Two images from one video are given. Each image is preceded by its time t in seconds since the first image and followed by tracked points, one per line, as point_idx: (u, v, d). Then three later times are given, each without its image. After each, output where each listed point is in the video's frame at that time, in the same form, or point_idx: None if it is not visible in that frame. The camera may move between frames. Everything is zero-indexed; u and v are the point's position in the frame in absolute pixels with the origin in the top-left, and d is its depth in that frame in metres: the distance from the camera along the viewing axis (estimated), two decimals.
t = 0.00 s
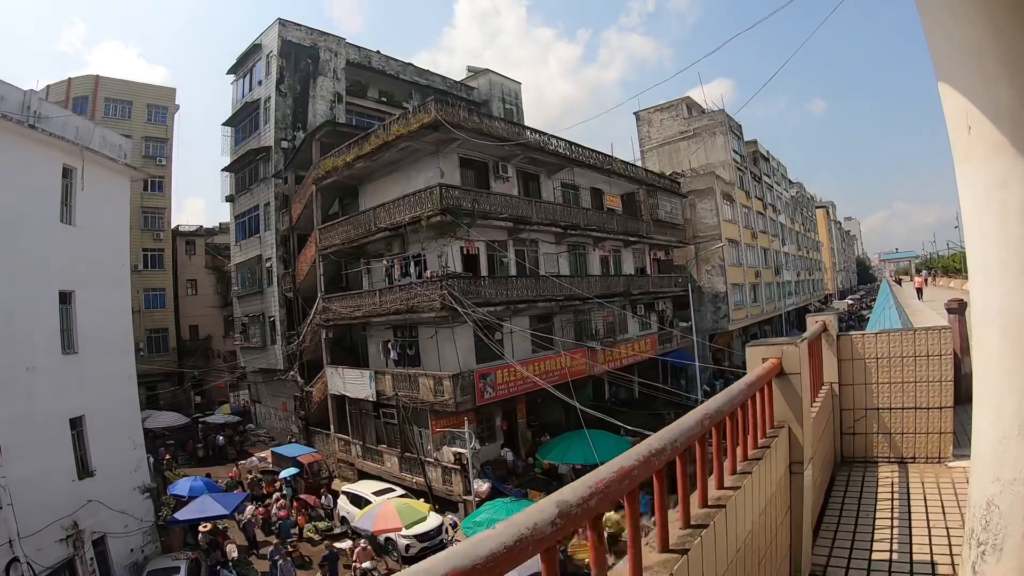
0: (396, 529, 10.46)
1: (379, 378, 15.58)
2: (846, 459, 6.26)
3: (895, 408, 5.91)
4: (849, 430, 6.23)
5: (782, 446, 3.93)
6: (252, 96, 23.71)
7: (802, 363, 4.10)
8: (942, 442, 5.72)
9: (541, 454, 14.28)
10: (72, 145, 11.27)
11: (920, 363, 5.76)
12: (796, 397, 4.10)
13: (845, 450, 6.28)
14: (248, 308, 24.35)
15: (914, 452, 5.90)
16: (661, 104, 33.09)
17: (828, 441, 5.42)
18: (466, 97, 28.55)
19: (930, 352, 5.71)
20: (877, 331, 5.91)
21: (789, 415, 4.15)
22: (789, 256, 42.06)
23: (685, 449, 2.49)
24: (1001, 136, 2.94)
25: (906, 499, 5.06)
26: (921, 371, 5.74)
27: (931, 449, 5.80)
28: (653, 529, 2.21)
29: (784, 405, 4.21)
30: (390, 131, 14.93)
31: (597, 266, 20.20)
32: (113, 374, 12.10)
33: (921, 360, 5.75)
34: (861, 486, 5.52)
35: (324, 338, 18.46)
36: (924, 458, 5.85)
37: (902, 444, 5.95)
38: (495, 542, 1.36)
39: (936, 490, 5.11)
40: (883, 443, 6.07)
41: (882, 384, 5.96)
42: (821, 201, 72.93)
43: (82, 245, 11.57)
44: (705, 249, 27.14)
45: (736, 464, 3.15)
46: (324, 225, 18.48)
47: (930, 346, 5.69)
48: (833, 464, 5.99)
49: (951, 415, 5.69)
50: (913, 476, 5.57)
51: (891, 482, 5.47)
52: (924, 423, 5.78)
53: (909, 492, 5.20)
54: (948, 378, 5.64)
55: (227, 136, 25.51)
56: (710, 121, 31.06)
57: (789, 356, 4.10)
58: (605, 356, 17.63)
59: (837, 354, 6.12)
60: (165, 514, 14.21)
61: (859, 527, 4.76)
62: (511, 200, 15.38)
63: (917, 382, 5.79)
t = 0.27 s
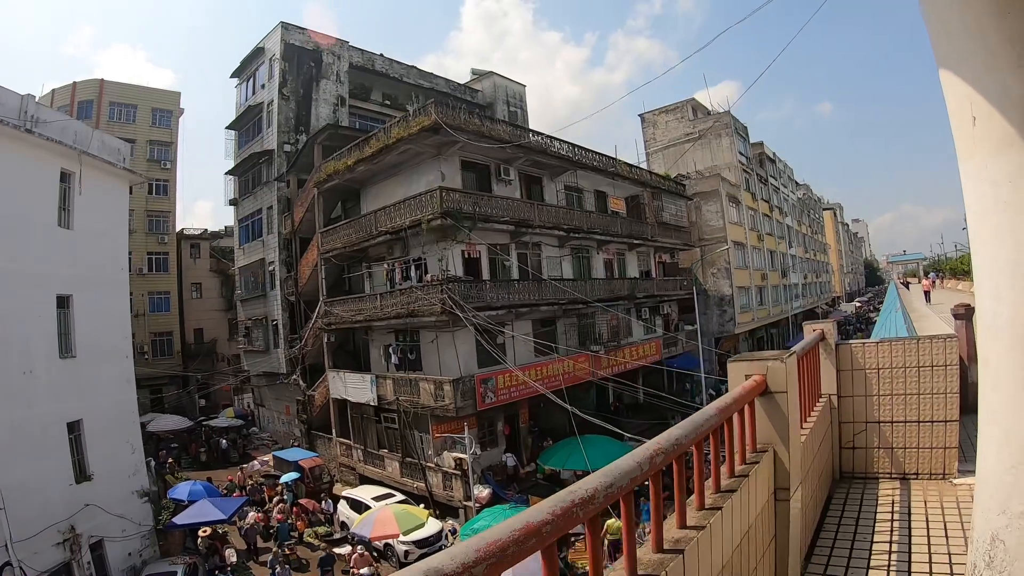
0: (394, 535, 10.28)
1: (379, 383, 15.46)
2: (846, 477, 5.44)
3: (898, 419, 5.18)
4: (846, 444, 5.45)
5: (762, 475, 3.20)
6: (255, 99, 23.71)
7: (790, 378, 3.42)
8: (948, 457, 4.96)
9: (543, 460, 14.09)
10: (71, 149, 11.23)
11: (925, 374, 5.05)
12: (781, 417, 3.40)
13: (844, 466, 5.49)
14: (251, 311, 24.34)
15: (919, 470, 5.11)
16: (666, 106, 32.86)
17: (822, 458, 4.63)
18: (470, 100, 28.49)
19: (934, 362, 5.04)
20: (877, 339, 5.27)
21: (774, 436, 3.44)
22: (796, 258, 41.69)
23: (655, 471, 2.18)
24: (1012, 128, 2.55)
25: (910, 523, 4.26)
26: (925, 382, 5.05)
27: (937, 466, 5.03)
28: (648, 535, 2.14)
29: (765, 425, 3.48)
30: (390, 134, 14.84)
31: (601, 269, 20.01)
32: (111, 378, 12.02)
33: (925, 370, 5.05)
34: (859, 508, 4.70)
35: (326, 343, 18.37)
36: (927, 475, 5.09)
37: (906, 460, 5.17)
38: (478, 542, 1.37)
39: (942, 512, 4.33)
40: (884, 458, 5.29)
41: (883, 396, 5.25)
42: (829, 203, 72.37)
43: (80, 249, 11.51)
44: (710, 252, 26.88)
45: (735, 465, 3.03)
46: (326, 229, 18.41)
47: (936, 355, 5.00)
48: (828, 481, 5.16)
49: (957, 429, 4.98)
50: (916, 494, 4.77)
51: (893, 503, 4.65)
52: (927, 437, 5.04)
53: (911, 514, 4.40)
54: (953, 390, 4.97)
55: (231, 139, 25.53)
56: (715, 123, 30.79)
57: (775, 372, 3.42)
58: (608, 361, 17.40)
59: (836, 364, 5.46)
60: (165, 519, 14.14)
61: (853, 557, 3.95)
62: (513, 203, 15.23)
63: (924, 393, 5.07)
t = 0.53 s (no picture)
0: (394, 539, 10.14)
1: (383, 384, 15.36)
2: (852, 486, 5.02)
3: (907, 426, 4.79)
4: (852, 452, 5.06)
5: (751, 495, 2.82)
6: (261, 100, 23.72)
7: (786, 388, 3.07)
8: (962, 467, 4.56)
9: (547, 463, 13.92)
10: (72, 150, 11.20)
11: (935, 379, 4.66)
12: (778, 431, 3.04)
13: (849, 473, 5.06)
14: (257, 312, 24.33)
15: (934, 481, 4.67)
16: (674, 106, 32.63)
17: (823, 468, 4.26)
18: (476, 101, 28.41)
19: (944, 367, 4.66)
20: (884, 343, 4.93)
21: (769, 450, 3.10)
22: (805, 260, 41.28)
23: (621, 497, 1.89)
24: None
25: (918, 540, 3.86)
26: (936, 388, 4.66)
27: (948, 477, 4.62)
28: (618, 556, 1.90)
29: (758, 436, 3.13)
30: (394, 134, 14.74)
31: (607, 270, 19.83)
32: (112, 379, 11.98)
33: (936, 376, 4.66)
34: (863, 522, 4.29)
35: (330, 344, 18.30)
36: (937, 487, 4.66)
37: (916, 470, 4.75)
38: (471, 548, 1.38)
39: (953, 529, 3.93)
40: (891, 469, 4.87)
41: (890, 402, 4.86)
42: (838, 204, 71.66)
43: (81, 250, 11.47)
44: (718, 253, 26.62)
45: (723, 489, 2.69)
46: (331, 230, 18.34)
47: (946, 359, 4.63)
48: (831, 491, 4.76)
49: (969, 437, 4.57)
50: (924, 507, 4.36)
51: (900, 516, 4.26)
52: (936, 445, 4.63)
53: (920, 530, 3.99)
54: (965, 397, 4.58)
55: (237, 140, 25.57)
56: (723, 123, 30.53)
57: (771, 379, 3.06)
58: (614, 363, 17.20)
59: (840, 368, 5.08)
60: (167, 520, 14.09)
61: None
62: (518, 203, 15.08)
63: (933, 399, 4.68)
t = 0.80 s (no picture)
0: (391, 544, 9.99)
1: (384, 387, 15.21)
2: (857, 502, 4.81)
3: (918, 439, 4.58)
4: (858, 466, 4.85)
5: (745, 528, 2.51)
6: (265, 102, 23.70)
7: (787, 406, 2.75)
8: (974, 483, 4.36)
9: (548, 469, 13.72)
10: (71, 150, 11.15)
11: (948, 390, 4.45)
12: (779, 455, 2.73)
13: (855, 490, 4.85)
14: (259, 314, 24.28)
15: (943, 498, 4.48)
16: (679, 108, 32.44)
17: (829, 484, 4.04)
18: (481, 103, 28.32)
19: (957, 377, 4.45)
20: (893, 350, 4.68)
21: (769, 474, 2.78)
22: (811, 263, 40.92)
23: (571, 549, 1.52)
24: None
25: (928, 560, 3.66)
26: (949, 399, 4.45)
27: (961, 493, 4.41)
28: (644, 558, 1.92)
29: (755, 460, 2.83)
30: (396, 135, 14.62)
31: (611, 273, 19.63)
32: (110, 380, 11.90)
33: (950, 386, 4.45)
34: (870, 541, 4.09)
35: (331, 346, 18.18)
36: (948, 503, 4.45)
37: (927, 485, 4.55)
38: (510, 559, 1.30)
39: (969, 551, 3.69)
40: (900, 483, 4.67)
41: (900, 414, 4.65)
42: (845, 207, 71.16)
43: (79, 251, 11.41)
44: (723, 256, 26.38)
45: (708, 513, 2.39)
46: (333, 231, 18.24)
47: (960, 367, 4.41)
48: (836, 508, 4.53)
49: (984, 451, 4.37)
50: (934, 525, 4.16)
51: (910, 536, 4.04)
52: (949, 460, 4.44)
53: (930, 550, 3.79)
54: (980, 409, 4.35)
55: (241, 142, 25.57)
56: (729, 125, 30.30)
57: (768, 396, 2.75)
58: (618, 367, 16.99)
59: (847, 378, 4.84)
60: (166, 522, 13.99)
61: None
62: (520, 205, 14.91)
63: (947, 411, 4.47)
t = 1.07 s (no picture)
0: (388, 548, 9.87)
1: (384, 390, 15.10)
2: (862, 518, 4.64)
3: (924, 451, 4.42)
4: (862, 480, 4.68)
5: (728, 564, 2.23)
6: (267, 102, 23.67)
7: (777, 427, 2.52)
8: (986, 500, 4.17)
9: (549, 473, 13.57)
10: (68, 151, 11.09)
11: (956, 401, 4.29)
12: (766, 478, 2.51)
13: (859, 506, 4.68)
14: (261, 315, 24.22)
15: (951, 515, 4.30)
16: (683, 109, 32.24)
17: (829, 500, 3.87)
18: (485, 104, 28.23)
19: (966, 387, 4.27)
20: (898, 358, 4.54)
21: (755, 501, 2.54)
22: (817, 265, 40.63)
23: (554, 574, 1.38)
24: None
25: None
26: (957, 410, 4.29)
27: (970, 510, 4.22)
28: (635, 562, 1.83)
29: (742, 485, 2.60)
30: (396, 135, 14.52)
31: (614, 275, 19.47)
32: (107, 381, 11.83)
33: (958, 397, 4.28)
34: (870, 559, 3.95)
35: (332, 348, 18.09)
36: (957, 520, 4.28)
37: (934, 501, 4.37)
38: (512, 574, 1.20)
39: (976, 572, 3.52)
40: (906, 499, 4.50)
41: (905, 425, 4.50)
42: (851, 209, 70.72)
43: (77, 252, 11.36)
44: (728, 258, 26.16)
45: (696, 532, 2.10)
46: (334, 232, 18.16)
47: (968, 378, 4.23)
48: (839, 523, 4.39)
49: (994, 466, 4.19)
50: (938, 542, 4.01)
51: (915, 555, 3.87)
52: (957, 474, 4.26)
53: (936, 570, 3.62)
54: (990, 421, 4.16)
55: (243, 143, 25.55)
56: (734, 126, 30.09)
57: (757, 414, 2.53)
58: (620, 369, 16.82)
59: (850, 387, 4.71)
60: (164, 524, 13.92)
61: None
62: (522, 206, 14.78)
63: (955, 423, 4.30)
